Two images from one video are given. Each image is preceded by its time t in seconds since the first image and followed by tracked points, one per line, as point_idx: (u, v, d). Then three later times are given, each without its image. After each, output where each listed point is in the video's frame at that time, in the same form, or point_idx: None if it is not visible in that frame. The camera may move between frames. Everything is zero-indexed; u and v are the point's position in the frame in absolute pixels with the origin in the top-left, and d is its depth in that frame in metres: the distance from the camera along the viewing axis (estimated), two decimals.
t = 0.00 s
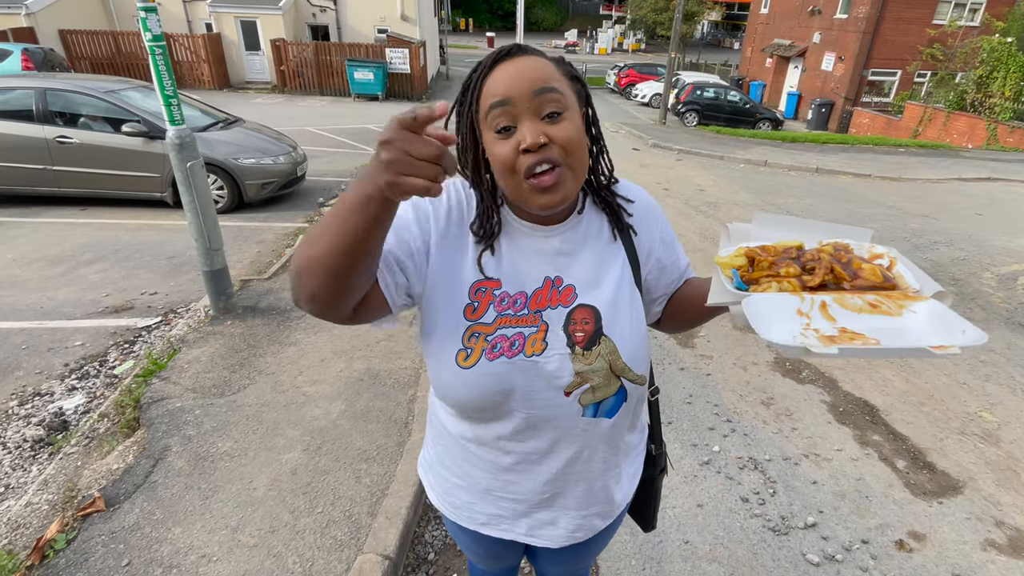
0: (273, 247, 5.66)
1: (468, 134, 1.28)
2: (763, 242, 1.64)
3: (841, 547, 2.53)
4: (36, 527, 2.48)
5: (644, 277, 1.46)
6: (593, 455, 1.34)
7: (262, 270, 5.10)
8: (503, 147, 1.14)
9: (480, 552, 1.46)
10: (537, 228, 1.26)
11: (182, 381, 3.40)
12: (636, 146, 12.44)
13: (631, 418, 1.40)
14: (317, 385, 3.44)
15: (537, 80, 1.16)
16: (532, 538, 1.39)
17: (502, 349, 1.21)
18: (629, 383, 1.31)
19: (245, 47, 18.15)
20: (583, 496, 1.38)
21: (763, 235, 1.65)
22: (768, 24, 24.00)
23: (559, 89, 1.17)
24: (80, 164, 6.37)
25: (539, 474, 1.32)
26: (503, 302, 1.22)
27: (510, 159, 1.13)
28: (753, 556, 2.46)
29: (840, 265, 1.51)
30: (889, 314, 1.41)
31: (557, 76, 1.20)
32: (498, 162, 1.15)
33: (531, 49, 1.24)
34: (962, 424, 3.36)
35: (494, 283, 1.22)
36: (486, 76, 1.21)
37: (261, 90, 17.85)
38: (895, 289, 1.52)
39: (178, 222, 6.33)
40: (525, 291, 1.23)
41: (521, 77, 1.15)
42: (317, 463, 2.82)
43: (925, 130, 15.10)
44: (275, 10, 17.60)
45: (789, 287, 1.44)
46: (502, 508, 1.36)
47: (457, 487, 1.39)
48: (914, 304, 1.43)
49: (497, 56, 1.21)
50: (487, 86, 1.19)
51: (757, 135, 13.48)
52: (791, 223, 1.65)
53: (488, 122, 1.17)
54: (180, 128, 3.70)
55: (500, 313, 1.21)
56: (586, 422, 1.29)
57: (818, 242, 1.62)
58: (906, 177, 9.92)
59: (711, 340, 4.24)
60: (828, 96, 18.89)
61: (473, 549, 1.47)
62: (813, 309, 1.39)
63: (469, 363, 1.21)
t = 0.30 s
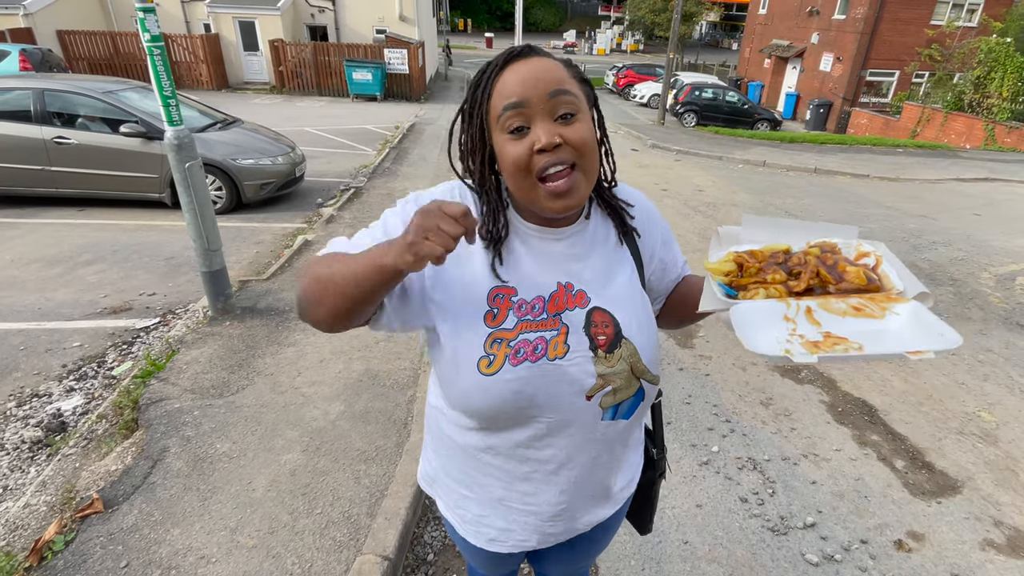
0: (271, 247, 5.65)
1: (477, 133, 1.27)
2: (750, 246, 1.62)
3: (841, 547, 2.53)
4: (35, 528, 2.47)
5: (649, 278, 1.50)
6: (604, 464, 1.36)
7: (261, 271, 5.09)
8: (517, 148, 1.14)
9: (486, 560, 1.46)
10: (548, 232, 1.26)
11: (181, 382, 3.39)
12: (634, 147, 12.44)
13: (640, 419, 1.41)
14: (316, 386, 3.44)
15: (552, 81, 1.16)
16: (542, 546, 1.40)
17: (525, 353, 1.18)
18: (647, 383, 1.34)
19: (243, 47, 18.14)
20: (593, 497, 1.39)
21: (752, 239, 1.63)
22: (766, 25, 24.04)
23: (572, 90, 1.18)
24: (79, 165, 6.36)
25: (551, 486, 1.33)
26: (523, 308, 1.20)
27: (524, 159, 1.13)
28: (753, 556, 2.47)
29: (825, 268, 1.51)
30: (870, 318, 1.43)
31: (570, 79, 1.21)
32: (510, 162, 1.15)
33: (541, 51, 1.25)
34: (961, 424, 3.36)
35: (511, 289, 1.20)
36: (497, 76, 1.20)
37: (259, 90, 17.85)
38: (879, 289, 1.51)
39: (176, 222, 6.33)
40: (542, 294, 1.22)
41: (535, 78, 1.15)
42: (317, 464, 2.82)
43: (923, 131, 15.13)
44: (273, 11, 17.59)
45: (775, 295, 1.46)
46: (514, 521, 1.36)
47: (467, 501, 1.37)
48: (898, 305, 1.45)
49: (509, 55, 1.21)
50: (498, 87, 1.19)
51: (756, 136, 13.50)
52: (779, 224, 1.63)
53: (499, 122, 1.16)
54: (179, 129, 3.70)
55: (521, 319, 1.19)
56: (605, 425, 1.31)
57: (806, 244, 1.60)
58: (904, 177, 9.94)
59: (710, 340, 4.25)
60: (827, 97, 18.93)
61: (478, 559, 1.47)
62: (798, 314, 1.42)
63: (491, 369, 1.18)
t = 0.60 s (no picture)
0: (270, 248, 5.65)
1: (483, 133, 1.27)
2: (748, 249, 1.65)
3: (839, 547, 2.53)
4: (32, 530, 2.46)
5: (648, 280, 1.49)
6: (601, 459, 1.36)
7: (259, 271, 5.09)
8: (522, 153, 1.15)
9: (484, 555, 1.45)
10: (545, 236, 1.26)
11: (179, 383, 3.39)
12: (633, 147, 12.45)
13: (639, 417, 1.41)
14: (315, 386, 3.44)
15: (560, 84, 1.15)
16: (540, 541, 1.39)
17: (519, 362, 1.20)
18: (643, 387, 1.33)
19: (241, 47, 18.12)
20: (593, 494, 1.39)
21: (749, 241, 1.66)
22: (764, 26, 24.10)
23: (579, 94, 1.17)
24: (77, 166, 6.35)
25: (549, 480, 1.32)
26: (518, 316, 1.20)
27: (527, 165, 1.14)
28: (752, 556, 2.47)
29: (819, 271, 1.51)
30: (861, 321, 1.42)
31: (578, 80, 1.19)
32: (515, 167, 1.16)
33: (548, 50, 1.23)
34: (959, 424, 3.37)
35: (508, 296, 1.19)
36: (503, 77, 1.20)
37: (258, 91, 17.85)
38: (873, 293, 1.51)
39: (174, 223, 6.32)
40: (539, 301, 1.21)
41: (541, 82, 1.14)
42: (316, 464, 2.81)
43: (921, 131, 15.18)
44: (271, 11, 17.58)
45: (767, 295, 1.46)
46: (512, 516, 1.35)
47: (464, 497, 1.37)
48: (891, 308, 1.44)
49: (516, 56, 1.20)
50: (504, 89, 1.19)
51: (754, 136, 13.51)
52: (775, 230, 1.66)
53: (505, 126, 1.16)
54: (177, 130, 3.70)
55: (516, 327, 1.19)
56: (600, 427, 1.31)
57: (803, 248, 1.62)
58: (902, 177, 9.96)
59: (709, 340, 4.25)
60: (825, 97, 18.95)
61: (476, 554, 1.46)
62: (789, 316, 1.42)
63: (486, 378, 1.19)
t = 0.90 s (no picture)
0: (268, 248, 5.64)
1: (484, 129, 1.27)
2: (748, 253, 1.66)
3: (838, 546, 2.53)
4: (30, 531, 2.46)
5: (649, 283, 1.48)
6: (599, 461, 1.36)
7: (258, 272, 5.09)
8: (523, 148, 1.14)
9: (481, 555, 1.45)
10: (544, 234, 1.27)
11: (178, 384, 3.38)
12: (632, 147, 12.45)
13: (637, 422, 1.41)
14: (314, 387, 3.43)
15: (563, 83, 1.15)
16: (536, 540, 1.39)
17: (517, 359, 1.19)
18: (641, 388, 1.32)
19: (239, 47, 18.10)
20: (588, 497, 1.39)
21: (750, 246, 1.66)
22: (763, 26, 24.12)
23: (582, 93, 1.17)
24: (75, 166, 6.34)
25: (546, 479, 1.32)
26: (516, 313, 1.20)
27: (528, 160, 1.13)
28: (751, 556, 2.47)
29: (817, 279, 1.52)
30: (857, 332, 1.43)
31: (581, 81, 1.20)
32: (515, 162, 1.15)
33: (553, 50, 1.24)
34: (958, 423, 3.37)
35: (506, 294, 1.20)
36: (507, 74, 1.20)
37: (256, 91, 17.84)
38: (871, 303, 1.52)
39: (172, 224, 6.31)
40: (537, 299, 1.22)
41: (544, 79, 1.15)
42: (314, 465, 2.81)
43: (919, 131, 15.20)
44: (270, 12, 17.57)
45: (764, 302, 1.48)
46: (508, 513, 1.35)
47: (461, 494, 1.37)
48: (889, 318, 1.44)
49: (520, 54, 1.21)
50: (507, 85, 1.19)
51: (753, 136, 13.51)
52: (777, 236, 1.66)
53: (507, 120, 1.16)
54: (175, 130, 3.69)
55: (513, 325, 1.20)
56: (598, 426, 1.30)
57: (803, 255, 1.63)
58: (901, 177, 9.96)
59: (707, 340, 4.25)
60: (823, 97, 18.97)
61: (473, 553, 1.46)
62: (784, 322, 1.44)
63: (483, 374, 1.19)
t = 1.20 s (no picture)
0: (267, 249, 5.64)
1: (488, 128, 1.26)
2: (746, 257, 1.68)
3: (837, 546, 2.53)
4: (29, 532, 2.45)
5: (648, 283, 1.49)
6: (601, 458, 1.36)
7: (257, 272, 5.08)
8: (529, 147, 1.13)
9: (481, 555, 1.44)
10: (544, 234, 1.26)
11: (176, 384, 3.38)
12: (631, 147, 12.45)
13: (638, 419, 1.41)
14: (313, 387, 3.43)
15: (568, 82, 1.16)
16: (539, 538, 1.39)
17: (527, 362, 1.18)
18: (647, 385, 1.33)
19: (237, 47, 18.07)
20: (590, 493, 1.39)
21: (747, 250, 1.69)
22: (762, 25, 24.13)
23: (587, 94, 1.18)
24: (74, 167, 6.33)
25: (550, 477, 1.32)
26: (524, 316, 1.19)
27: (534, 160, 1.13)
28: (750, 556, 2.47)
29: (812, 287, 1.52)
30: (850, 339, 1.42)
31: (586, 81, 1.21)
32: (521, 162, 1.14)
33: (557, 49, 1.24)
34: (957, 422, 3.37)
35: (513, 298, 1.20)
36: (512, 72, 1.19)
37: (255, 91, 17.82)
38: (864, 314, 1.52)
39: (171, 224, 6.30)
40: (543, 301, 1.21)
41: (552, 78, 1.15)
42: (313, 466, 2.81)
43: (918, 131, 15.22)
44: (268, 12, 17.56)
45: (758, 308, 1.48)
46: (511, 512, 1.34)
47: (463, 493, 1.36)
48: (882, 328, 1.44)
49: (526, 52, 1.20)
50: (512, 83, 1.18)
51: (751, 136, 13.52)
52: (776, 240, 1.70)
53: (512, 118, 1.15)
54: (173, 130, 3.68)
55: (522, 327, 1.19)
56: (603, 423, 1.31)
57: (799, 263, 1.64)
58: (899, 176, 9.97)
59: (706, 340, 4.25)
60: (822, 97, 18.99)
61: (474, 552, 1.45)
62: (779, 328, 1.43)
63: (493, 378, 1.17)
